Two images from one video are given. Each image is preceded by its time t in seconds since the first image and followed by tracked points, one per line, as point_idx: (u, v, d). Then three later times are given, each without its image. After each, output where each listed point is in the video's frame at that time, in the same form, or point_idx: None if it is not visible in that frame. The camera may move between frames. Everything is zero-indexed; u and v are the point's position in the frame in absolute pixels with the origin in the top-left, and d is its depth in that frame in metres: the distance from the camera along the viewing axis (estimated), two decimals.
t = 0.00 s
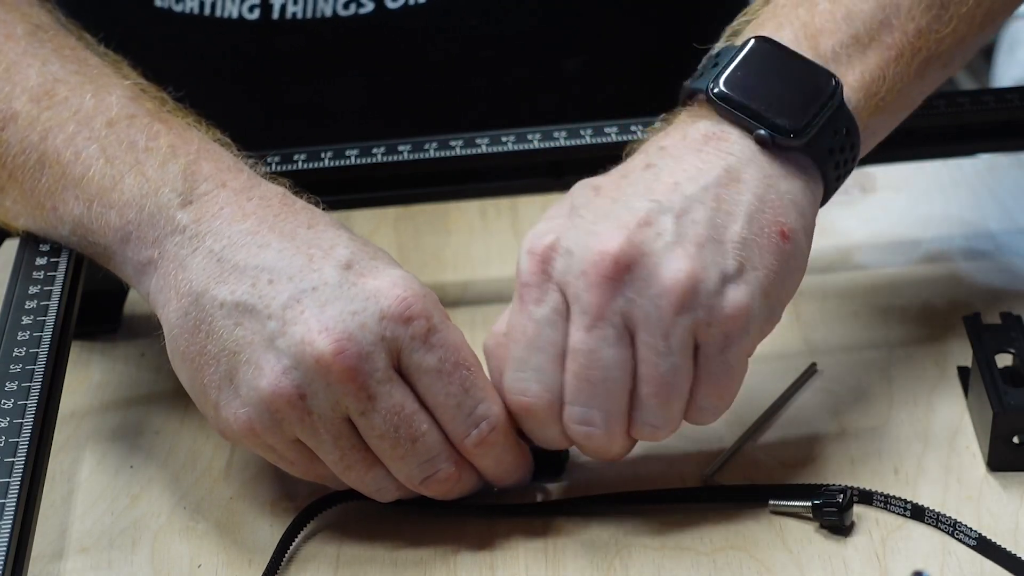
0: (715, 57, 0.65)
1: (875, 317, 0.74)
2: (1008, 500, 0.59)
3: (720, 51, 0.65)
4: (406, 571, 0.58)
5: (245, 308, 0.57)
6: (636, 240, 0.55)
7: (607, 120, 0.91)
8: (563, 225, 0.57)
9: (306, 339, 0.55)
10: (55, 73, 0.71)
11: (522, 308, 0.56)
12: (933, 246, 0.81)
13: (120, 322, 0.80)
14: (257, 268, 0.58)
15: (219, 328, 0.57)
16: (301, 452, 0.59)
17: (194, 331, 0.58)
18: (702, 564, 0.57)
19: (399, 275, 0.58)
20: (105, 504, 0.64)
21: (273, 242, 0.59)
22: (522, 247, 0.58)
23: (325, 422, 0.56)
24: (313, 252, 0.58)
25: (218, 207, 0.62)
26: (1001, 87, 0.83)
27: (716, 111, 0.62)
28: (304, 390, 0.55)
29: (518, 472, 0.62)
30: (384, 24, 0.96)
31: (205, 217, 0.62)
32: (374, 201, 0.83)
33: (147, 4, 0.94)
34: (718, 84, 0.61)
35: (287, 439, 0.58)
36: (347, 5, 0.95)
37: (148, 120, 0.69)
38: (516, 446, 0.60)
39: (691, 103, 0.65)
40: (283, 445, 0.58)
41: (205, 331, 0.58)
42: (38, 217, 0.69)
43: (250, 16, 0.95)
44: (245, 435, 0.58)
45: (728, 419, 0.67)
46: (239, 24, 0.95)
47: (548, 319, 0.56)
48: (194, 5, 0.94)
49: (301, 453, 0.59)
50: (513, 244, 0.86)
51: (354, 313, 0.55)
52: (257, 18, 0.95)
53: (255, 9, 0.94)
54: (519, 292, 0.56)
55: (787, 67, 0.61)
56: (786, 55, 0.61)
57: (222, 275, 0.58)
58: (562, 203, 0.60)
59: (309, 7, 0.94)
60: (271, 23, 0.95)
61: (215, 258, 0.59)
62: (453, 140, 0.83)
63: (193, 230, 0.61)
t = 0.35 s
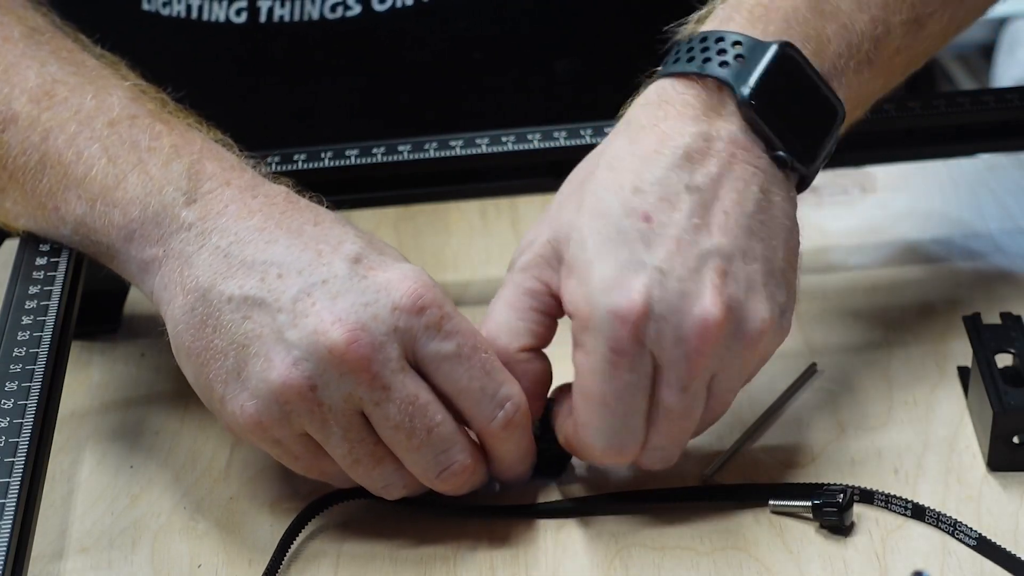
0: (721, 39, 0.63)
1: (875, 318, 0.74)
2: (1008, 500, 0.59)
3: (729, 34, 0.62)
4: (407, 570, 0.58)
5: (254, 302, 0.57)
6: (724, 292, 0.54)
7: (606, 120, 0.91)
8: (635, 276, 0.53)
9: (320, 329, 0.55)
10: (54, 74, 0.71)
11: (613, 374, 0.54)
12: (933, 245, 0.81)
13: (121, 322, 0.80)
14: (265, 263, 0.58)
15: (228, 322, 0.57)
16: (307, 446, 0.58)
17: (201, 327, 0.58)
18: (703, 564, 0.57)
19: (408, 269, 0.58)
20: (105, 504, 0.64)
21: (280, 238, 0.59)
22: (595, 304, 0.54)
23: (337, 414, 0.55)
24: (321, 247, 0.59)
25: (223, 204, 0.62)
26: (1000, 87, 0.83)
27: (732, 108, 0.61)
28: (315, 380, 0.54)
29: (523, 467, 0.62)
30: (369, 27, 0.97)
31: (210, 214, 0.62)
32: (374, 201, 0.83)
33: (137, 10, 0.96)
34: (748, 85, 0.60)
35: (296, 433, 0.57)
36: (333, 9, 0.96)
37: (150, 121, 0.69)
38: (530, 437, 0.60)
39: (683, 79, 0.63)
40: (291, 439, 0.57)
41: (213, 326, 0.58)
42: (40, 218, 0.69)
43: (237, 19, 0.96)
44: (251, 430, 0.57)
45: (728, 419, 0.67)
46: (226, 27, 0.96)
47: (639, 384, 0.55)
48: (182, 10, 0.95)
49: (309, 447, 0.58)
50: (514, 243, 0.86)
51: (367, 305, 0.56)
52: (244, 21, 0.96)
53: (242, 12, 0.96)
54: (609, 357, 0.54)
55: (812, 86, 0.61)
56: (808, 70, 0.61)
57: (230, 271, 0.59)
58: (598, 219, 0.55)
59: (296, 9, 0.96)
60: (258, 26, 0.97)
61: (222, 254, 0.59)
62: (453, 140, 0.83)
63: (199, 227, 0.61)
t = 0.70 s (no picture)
0: None
1: (876, 318, 0.74)
2: (1008, 500, 0.59)
3: None
4: (408, 570, 0.58)
5: (256, 296, 0.57)
6: (675, 219, 0.53)
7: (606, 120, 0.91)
8: (581, 210, 0.54)
9: (323, 322, 0.55)
10: (54, 75, 0.71)
11: (561, 307, 0.54)
12: (933, 245, 0.81)
13: (122, 321, 0.80)
14: (267, 258, 0.58)
15: (230, 316, 0.57)
16: (309, 440, 0.58)
17: (203, 323, 0.58)
18: (703, 564, 0.57)
19: (410, 261, 0.58)
20: (105, 504, 0.64)
21: (283, 234, 0.59)
22: (542, 238, 0.54)
23: (340, 406, 0.55)
24: (323, 242, 0.59)
25: (226, 202, 0.62)
26: (1000, 87, 0.83)
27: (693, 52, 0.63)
28: (320, 373, 0.55)
29: (525, 461, 0.62)
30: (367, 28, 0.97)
31: (212, 211, 0.62)
32: (374, 200, 0.83)
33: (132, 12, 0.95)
34: (708, 27, 0.62)
35: (299, 426, 0.57)
36: (329, 12, 0.95)
37: (151, 120, 0.69)
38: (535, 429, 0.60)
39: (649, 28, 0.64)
40: (293, 432, 0.58)
41: (215, 321, 0.58)
42: (42, 218, 0.69)
43: (232, 22, 0.95)
44: (253, 424, 0.57)
45: (728, 418, 0.67)
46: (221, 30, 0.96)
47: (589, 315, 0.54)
48: (176, 12, 0.94)
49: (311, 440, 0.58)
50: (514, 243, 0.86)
51: (371, 297, 0.56)
52: (238, 23, 0.95)
53: (236, 15, 0.95)
54: (556, 289, 0.54)
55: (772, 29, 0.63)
56: (767, 19, 0.63)
57: (232, 266, 0.59)
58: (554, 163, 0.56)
59: (291, 12, 0.95)
60: (253, 29, 0.96)
61: (224, 250, 0.59)
62: (453, 140, 0.83)
63: (201, 224, 0.61)
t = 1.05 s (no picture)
0: (759, 19, 0.64)
1: (876, 319, 0.74)
2: (1008, 499, 0.59)
3: (771, 18, 0.63)
4: (408, 571, 0.58)
5: (255, 297, 0.57)
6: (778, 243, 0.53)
7: (606, 120, 0.91)
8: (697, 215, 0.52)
9: (322, 322, 0.55)
10: (50, 78, 0.72)
11: (668, 304, 0.51)
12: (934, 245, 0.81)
13: (121, 322, 0.80)
14: (266, 261, 0.59)
15: (228, 317, 0.57)
16: (306, 442, 0.58)
17: (201, 324, 0.58)
18: (702, 564, 0.57)
19: (409, 265, 0.59)
20: (105, 504, 0.64)
21: (280, 237, 0.60)
22: (660, 236, 0.52)
23: (338, 406, 0.55)
24: (321, 245, 0.60)
25: (223, 206, 0.63)
26: (1001, 87, 0.83)
27: (770, 86, 0.62)
28: (318, 372, 0.54)
29: (522, 470, 0.61)
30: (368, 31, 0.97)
31: (210, 215, 0.62)
32: (372, 201, 0.83)
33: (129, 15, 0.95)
34: (789, 71, 0.61)
35: (295, 427, 0.57)
36: (328, 14, 0.95)
37: (149, 123, 0.69)
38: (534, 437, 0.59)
39: (726, 54, 0.63)
40: (290, 435, 0.57)
41: (213, 322, 0.58)
42: (40, 220, 0.69)
43: (230, 26, 0.95)
44: (249, 426, 0.57)
45: (729, 419, 0.67)
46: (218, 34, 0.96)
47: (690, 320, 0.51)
48: (174, 17, 0.94)
49: (308, 442, 0.58)
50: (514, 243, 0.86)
51: (370, 299, 0.56)
52: (235, 28, 0.96)
53: (234, 19, 0.95)
54: (664, 285, 0.51)
55: (842, 78, 0.64)
56: (836, 67, 0.64)
57: (230, 268, 0.59)
58: (650, 171, 0.55)
59: (290, 16, 0.95)
60: (251, 33, 0.96)
61: (222, 252, 0.60)
62: (452, 140, 0.83)
63: (199, 227, 0.61)
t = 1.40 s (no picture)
0: (933, 104, 0.64)
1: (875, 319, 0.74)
2: (1009, 499, 0.59)
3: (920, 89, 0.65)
4: (407, 570, 0.58)
5: (253, 281, 0.58)
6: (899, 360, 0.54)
7: (607, 120, 0.92)
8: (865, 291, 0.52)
9: (321, 306, 0.56)
10: (49, 76, 0.72)
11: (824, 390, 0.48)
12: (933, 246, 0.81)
13: (121, 322, 0.80)
14: (266, 247, 0.59)
15: (225, 300, 0.58)
16: (298, 426, 0.58)
17: (198, 307, 0.59)
18: (702, 564, 0.57)
19: (410, 254, 0.60)
20: (105, 504, 0.64)
21: (282, 224, 0.61)
22: (840, 317, 0.50)
23: (333, 390, 0.55)
24: (323, 233, 0.61)
25: (227, 192, 0.64)
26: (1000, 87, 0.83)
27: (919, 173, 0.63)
28: (314, 355, 0.55)
29: (526, 476, 0.59)
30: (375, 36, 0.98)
31: (214, 201, 0.63)
32: (373, 201, 0.83)
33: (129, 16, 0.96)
34: (953, 180, 0.63)
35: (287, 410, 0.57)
36: (337, 22, 0.97)
37: (149, 117, 0.70)
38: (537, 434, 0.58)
39: (884, 121, 0.63)
40: (283, 418, 0.57)
41: (209, 304, 0.58)
42: (43, 215, 0.69)
43: (238, 32, 0.97)
44: (240, 408, 0.57)
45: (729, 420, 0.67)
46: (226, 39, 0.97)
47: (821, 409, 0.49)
48: (182, 21, 0.95)
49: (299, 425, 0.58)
50: (514, 244, 0.86)
51: (370, 285, 0.57)
52: (244, 34, 0.97)
53: (242, 25, 0.96)
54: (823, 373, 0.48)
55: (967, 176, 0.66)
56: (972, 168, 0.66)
57: (229, 254, 0.60)
58: (827, 233, 0.54)
59: (298, 23, 0.96)
60: (259, 39, 0.97)
61: (223, 237, 0.61)
62: (452, 140, 0.83)
63: (201, 214, 0.62)
